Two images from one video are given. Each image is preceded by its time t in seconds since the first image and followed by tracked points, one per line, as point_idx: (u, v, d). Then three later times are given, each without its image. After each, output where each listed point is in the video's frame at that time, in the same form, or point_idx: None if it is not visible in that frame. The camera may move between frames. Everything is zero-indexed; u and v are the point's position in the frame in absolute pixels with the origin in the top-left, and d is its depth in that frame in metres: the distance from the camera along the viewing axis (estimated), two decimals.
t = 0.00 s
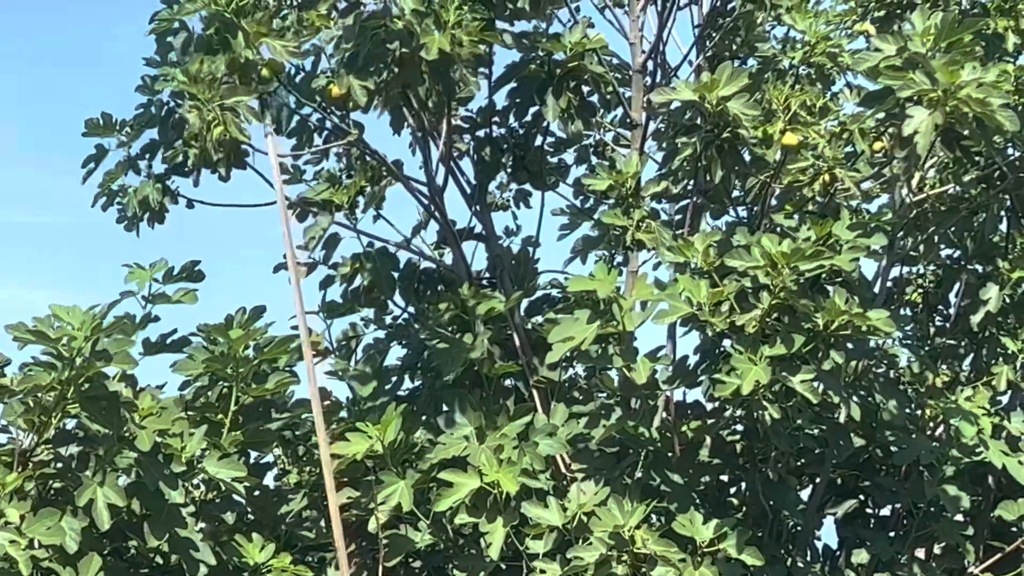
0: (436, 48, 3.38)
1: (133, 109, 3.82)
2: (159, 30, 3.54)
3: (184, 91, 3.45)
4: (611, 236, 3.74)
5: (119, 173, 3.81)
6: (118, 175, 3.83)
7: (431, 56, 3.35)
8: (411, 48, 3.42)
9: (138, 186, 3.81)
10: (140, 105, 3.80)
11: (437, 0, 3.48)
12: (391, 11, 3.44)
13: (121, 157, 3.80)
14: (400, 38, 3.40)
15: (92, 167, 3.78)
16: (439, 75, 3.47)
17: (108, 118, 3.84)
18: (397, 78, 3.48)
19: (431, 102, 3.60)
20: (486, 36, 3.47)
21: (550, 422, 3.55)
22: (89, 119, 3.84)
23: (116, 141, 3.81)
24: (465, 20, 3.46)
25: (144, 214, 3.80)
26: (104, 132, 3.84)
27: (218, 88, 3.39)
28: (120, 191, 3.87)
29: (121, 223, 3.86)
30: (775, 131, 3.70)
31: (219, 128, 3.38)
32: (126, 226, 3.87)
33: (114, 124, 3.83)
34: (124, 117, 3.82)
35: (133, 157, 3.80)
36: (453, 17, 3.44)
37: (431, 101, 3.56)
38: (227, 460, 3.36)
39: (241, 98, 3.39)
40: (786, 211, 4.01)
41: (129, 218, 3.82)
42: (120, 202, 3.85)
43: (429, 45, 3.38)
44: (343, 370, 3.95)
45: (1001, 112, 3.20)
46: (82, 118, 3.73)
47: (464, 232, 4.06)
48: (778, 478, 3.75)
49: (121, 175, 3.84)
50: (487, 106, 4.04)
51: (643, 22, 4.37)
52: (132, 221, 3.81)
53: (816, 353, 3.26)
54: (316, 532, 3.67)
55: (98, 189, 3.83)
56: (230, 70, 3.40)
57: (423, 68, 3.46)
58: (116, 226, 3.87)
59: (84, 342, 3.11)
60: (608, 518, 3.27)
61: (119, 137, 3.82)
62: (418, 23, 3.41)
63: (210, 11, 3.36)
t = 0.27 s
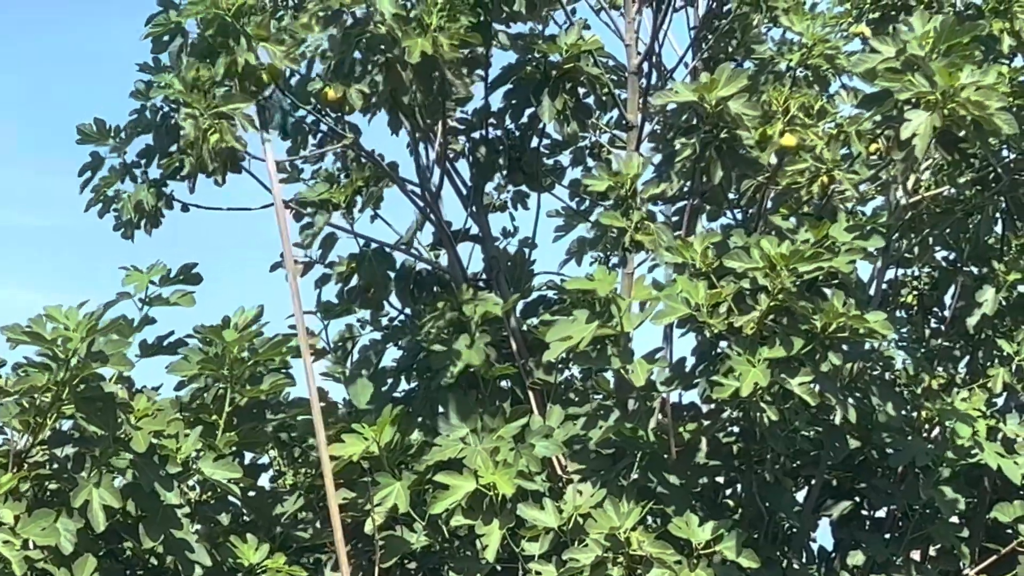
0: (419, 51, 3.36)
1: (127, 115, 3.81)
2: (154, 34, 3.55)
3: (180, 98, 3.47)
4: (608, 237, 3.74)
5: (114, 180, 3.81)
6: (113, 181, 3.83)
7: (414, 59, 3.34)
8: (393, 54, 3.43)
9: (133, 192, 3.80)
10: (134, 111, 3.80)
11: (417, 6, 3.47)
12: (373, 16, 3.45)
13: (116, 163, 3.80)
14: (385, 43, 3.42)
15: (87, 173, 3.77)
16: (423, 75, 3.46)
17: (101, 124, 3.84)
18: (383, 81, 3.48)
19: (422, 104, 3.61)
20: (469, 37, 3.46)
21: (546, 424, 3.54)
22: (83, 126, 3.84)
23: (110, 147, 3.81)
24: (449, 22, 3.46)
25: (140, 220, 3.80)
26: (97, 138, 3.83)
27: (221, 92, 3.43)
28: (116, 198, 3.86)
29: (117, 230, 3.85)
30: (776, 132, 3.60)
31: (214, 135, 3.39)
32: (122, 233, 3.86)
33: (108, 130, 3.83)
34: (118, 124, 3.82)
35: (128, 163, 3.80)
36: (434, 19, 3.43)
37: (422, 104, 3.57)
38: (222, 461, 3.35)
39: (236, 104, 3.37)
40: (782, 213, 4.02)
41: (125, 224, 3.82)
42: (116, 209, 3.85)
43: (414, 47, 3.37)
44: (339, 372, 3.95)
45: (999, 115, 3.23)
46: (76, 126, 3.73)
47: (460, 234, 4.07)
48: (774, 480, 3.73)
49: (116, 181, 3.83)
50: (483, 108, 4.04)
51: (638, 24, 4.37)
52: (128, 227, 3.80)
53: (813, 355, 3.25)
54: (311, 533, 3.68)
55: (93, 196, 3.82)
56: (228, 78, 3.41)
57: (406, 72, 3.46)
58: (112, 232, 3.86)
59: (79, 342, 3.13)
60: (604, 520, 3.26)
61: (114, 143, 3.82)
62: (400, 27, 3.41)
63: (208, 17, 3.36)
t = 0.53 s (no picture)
0: (413, 55, 3.34)
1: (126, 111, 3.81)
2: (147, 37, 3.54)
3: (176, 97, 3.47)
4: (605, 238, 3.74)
5: (111, 175, 3.81)
6: (109, 176, 3.82)
7: (408, 63, 3.32)
8: (386, 58, 3.43)
9: (128, 187, 3.80)
10: (132, 107, 3.79)
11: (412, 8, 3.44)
12: (365, 20, 3.41)
13: (114, 159, 3.80)
14: (379, 48, 3.40)
15: (84, 169, 3.77)
16: (417, 79, 3.46)
17: (100, 119, 3.84)
18: (376, 85, 3.48)
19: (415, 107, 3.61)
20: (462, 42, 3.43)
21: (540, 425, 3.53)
22: (83, 120, 3.84)
23: (107, 144, 3.80)
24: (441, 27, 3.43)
25: (137, 215, 3.80)
26: (95, 133, 3.83)
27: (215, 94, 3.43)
28: (113, 193, 3.86)
29: (114, 225, 3.85)
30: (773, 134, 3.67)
31: (213, 135, 3.37)
32: (118, 228, 3.86)
33: (106, 126, 3.83)
34: (117, 119, 3.82)
35: (125, 159, 3.79)
36: (427, 24, 3.40)
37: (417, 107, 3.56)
38: (216, 462, 3.34)
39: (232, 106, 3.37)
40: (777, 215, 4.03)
41: (121, 220, 3.82)
42: (112, 204, 3.84)
43: (406, 51, 3.35)
44: (334, 372, 3.95)
45: (998, 120, 3.25)
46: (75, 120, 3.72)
47: (456, 235, 4.06)
48: (770, 481, 3.75)
49: (113, 176, 3.83)
50: (478, 109, 4.04)
51: (633, 25, 4.37)
52: (124, 222, 3.80)
53: (813, 357, 3.27)
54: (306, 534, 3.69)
55: (90, 191, 3.82)
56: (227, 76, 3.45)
57: (399, 76, 3.47)
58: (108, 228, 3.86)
59: (73, 343, 3.12)
60: (598, 521, 3.26)
61: (112, 138, 3.81)
62: (394, 31, 3.37)
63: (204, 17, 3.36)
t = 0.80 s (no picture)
0: (418, 54, 3.35)
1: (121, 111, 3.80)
2: (146, 32, 3.59)
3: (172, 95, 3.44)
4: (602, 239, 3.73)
5: (106, 176, 3.80)
6: (104, 176, 3.81)
7: (412, 62, 3.33)
8: (389, 58, 3.44)
9: (124, 188, 3.79)
10: (128, 107, 3.79)
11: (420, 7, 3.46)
12: (371, 17, 3.43)
13: (109, 159, 3.79)
14: (384, 45, 3.44)
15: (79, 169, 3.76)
16: (419, 77, 3.45)
17: (96, 119, 3.83)
18: (381, 82, 3.47)
19: (415, 107, 3.61)
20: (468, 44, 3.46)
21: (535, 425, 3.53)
22: (78, 120, 3.83)
23: (103, 144, 3.79)
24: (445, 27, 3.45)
25: (131, 216, 3.79)
26: (90, 133, 3.82)
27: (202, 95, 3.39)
28: (107, 194, 3.85)
29: (109, 226, 3.84)
30: (771, 136, 3.71)
31: (207, 132, 3.35)
32: (112, 228, 3.85)
33: (102, 126, 3.82)
34: (111, 120, 3.81)
35: (120, 160, 3.79)
36: (434, 23, 3.42)
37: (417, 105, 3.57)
38: (210, 463, 3.35)
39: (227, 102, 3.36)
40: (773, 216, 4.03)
41: (115, 220, 3.80)
42: (107, 205, 3.83)
43: (412, 51, 3.36)
44: (329, 373, 3.94)
45: (997, 123, 3.26)
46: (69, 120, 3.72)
47: (452, 236, 4.06)
48: (765, 483, 3.76)
49: (107, 177, 3.82)
50: (474, 110, 4.03)
51: (628, 28, 4.39)
52: (118, 223, 3.79)
53: (813, 359, 3.27)
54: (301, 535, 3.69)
55: (85, 192, 3.81)
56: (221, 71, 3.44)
57: (404, 74, 3.44)
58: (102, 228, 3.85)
59: (67, 344, 3.11)
60: (593, 522, 3.28)
61: (106, 139, 3.81)
62: (399, 30, 3.38)
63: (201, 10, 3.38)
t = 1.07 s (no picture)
0: (418, 54, 3.36)
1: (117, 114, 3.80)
2: (146, 30, 3.62)
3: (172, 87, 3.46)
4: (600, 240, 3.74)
5: (101, 179, 3.80)
6: (100, 180, 3.81)
7: (413, 62, 3.34)
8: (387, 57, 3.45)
9: (121, 191, 3.79)
10: (124, 110, 3.78)
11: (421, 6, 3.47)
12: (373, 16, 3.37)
13: (104, 163, 3.79)
14: (385, 43, 3.38)
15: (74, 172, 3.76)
16: (419, 79, 3.46)
17: (90, 124, 3.83)
18: (381, 82, 3.44)
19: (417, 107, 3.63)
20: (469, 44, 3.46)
21: (531, 427, 3.56)
22: (71, 125, 3.83)
23: (98, 147, 3.79)
24: (447, 27, 3.48)
25: (127, 219, 3.79)
26: (85, 138, 3.82)
27: (203, 91, 3.40)
28: (103, 197, 3.85)
29: (104, 230, 3.84)
30: (770, 137, 3.73)
31: (203, 118, 3.38)
32: (107, 232, 3.85)
33: (96, 130, 3.82)
34: (106, 124, 3.81)
35: (116, 163, 3.79)
36: (435, 23, 3.45)
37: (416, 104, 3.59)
38: (206, 464, 3.36)
39: (226, 88, 3.36)
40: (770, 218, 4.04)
41: (112, 224, 3.80)
42: (103, 208, 3.83)
43: (412, 50, 3.36)
44: (326, 375, 3.94)
45: (992, 126, 3.25)
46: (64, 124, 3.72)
47: (448, 238, 4.06)
48: (762, 484, 3.77)
49: (103, 181, 3.82)
50: (471, 112, 4.03)
51: (625, 30, 4.39)
52: (115, 226, 3.79)
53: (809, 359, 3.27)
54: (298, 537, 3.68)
55: (81, 197, 3.81)
56: (215, 60, 3.45)
57: (405, 71, 3.42)
58: (97, 232, 3.84)
59: (63, 346, 3.12)
60: (589, 524, 3.27)
61: (101, 143, 3.80)
62: (401, 27, 3.37)
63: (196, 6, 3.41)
